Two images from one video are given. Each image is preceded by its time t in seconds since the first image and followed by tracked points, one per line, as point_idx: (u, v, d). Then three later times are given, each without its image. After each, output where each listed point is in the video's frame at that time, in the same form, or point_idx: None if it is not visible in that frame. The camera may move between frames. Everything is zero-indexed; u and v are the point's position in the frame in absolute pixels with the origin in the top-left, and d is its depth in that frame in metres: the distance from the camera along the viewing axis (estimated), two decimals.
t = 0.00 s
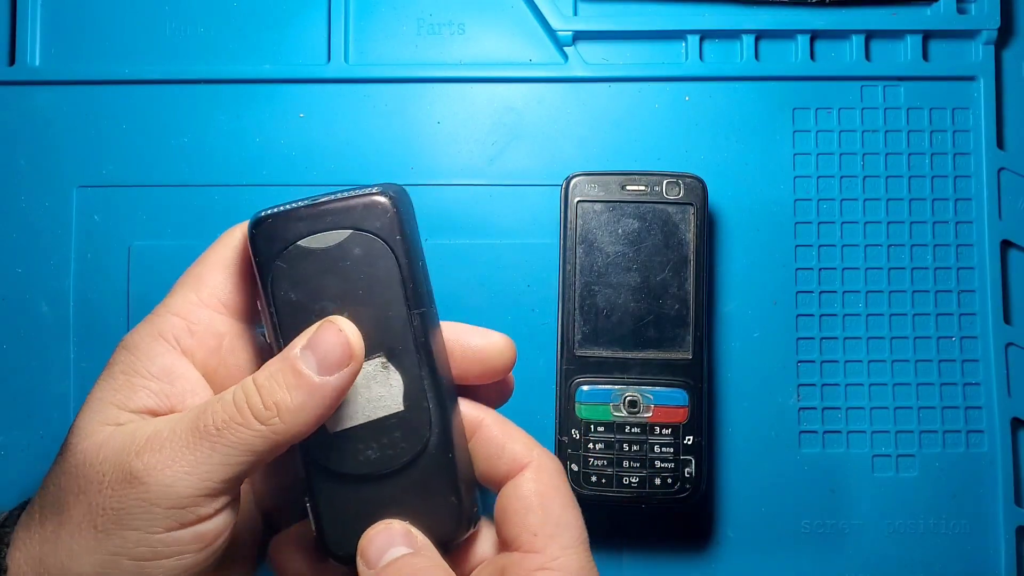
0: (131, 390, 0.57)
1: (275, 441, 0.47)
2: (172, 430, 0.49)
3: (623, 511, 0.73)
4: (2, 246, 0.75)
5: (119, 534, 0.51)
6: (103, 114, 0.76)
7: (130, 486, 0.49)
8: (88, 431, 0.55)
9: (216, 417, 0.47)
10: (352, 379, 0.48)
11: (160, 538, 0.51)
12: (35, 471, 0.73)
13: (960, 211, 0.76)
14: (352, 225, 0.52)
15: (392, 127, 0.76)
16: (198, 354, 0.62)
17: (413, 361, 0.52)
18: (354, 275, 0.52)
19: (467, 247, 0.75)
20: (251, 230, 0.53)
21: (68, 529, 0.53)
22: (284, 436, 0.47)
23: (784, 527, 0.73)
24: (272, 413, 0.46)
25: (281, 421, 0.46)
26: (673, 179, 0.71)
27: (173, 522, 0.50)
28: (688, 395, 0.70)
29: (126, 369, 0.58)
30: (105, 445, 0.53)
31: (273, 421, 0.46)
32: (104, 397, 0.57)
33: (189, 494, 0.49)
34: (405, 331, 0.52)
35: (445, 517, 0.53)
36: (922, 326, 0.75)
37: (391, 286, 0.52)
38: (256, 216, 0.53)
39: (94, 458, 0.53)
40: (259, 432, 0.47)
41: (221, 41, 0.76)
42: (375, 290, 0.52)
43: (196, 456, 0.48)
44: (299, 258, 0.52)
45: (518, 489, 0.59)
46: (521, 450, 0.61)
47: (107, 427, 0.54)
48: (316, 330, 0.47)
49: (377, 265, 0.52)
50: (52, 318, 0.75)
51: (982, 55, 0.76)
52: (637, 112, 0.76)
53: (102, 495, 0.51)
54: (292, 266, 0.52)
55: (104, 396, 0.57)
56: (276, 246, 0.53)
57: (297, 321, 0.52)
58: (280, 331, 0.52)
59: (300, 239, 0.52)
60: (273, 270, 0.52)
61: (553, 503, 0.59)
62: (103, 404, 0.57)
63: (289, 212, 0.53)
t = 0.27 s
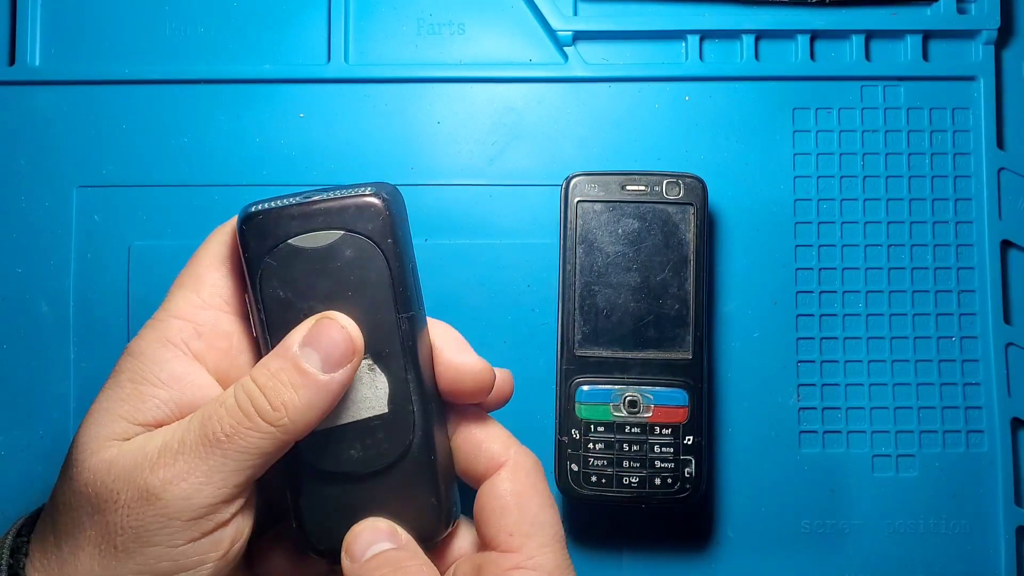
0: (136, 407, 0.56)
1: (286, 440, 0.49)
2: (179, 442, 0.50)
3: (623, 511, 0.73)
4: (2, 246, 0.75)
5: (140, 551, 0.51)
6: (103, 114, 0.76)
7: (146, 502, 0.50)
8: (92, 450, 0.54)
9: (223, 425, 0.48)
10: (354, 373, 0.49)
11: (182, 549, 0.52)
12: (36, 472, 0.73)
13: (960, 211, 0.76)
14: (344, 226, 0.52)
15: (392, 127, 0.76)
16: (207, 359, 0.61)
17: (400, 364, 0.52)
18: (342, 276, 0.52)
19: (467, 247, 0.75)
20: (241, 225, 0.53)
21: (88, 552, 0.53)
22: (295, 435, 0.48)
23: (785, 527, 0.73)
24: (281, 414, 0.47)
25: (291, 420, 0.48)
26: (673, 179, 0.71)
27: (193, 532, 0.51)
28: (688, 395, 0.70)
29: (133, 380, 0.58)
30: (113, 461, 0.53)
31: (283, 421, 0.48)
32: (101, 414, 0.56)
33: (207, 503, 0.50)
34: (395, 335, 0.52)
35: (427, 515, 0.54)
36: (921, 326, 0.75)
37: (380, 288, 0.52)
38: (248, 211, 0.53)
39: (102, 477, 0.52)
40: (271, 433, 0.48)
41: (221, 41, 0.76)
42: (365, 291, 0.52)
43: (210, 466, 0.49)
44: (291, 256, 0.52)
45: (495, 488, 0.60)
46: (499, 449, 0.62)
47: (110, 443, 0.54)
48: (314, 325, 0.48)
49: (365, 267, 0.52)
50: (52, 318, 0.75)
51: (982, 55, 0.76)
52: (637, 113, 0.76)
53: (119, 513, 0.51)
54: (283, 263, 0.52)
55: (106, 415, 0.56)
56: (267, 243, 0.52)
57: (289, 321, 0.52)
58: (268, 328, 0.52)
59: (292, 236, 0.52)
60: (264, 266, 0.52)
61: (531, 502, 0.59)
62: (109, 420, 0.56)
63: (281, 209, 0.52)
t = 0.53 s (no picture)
0: (156, 419, 0.56)
1: (309, 462, 0.49)
2: (200, 459, 0.50)
3: (623, 511, 0.73)
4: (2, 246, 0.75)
5: (161, 567, 0.52)
6: (103, 114, 0.76)
7: (168, 519, 0.50)
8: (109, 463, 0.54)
9: (246, 445, 0.48)
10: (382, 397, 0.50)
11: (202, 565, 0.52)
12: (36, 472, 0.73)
13: (960, 211, 0.76)
14: (359, 232, 0.51)
15: (392, 127, 0.76)
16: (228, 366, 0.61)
17: (421, 384, 0.52)
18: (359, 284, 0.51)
19: (468, 247, 0.75)
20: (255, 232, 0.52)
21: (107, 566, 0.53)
22: (319, 455, 0.49)
23: (785, 527, 0.73)
24: (308, 437, 0.47)
25: (316, 442, 0.48)
26: (673, 179, 0.71)
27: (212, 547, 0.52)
28: (687, 395, 0.70)
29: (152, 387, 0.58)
30: (132, 476, 0.52)
31: (307, 443, 0.48)
32: (117, 425, 0.55)
33: (227, 520, 0.50)
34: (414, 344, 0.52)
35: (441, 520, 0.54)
36: (921, 326, 0.75)
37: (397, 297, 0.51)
38: (261, 217, 0.52)
39: (120, 492, 0.52)
40: (296, 455, 0.48)
41: (221, 41, 0.76)
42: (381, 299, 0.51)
43: (231, 485, 0.49)
44: (304, 263, 0.51)
45: (507, 488, 0.60)
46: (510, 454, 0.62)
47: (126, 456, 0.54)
48: (344, 353, 0.48)
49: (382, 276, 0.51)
50: (51, 318, 0.75)
51: (982, 55, 0.76)
52: (638, 112, 0.75)
53: (139, 530, 0.51)
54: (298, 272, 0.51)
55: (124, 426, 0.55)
56: (281, 250, 0.51)
57: (308, 338, 0.51)
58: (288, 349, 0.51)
59: (306, 245, 0.51)
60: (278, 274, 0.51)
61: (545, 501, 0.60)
62: (126, 431, 0.55)
63: (295, 215, 0.51)
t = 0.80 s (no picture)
0: (137, 412, 0.56)
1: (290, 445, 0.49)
2: (180, 443, 0.50)
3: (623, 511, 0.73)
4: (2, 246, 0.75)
5: (146, 553, 0.52)
6: (103, 114, 0.76)
7: (151, 504, 0.50)
8: (93, 454, 0.55)
9: (224, 425, 0.48)
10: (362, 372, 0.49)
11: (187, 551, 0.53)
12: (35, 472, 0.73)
13: (960, 211, 0.76)
14: (324, 209, 0.51)
15: (392, 126, 0.76)
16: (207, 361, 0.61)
17: (407, 352, 0.52)
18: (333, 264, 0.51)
19: (467, 247, 0.75)
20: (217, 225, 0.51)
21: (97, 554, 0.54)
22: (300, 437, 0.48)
23: (784, 527, 0.73)
24: (286, 419, 0.47)
25: (294, 422, 0.47)
26: (673, 179, 0.71)
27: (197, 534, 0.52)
28: (687, 395, 0.70)
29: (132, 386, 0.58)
30: (113, 464, 0.53)
31: (282, 424, 0.47)
32: (103, 416, 0.56)
33: (212, 504, 0.50)
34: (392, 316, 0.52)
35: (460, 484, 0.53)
36: (921, 326, 0.75)
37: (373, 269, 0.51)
38: (220, 208, 0.51)
39: (103, 481, 0.53)
40: (275, 435, 0.48)
41: (221, 41, 0.76)
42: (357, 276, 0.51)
43: (212, 468, 0.49)
44: (273, 248, 0.51)
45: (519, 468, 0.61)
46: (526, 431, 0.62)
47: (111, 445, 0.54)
48: (322, 332, 0.48)
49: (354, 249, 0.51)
50: (51, 318, 0.75)
51: (982, 55, 0.76)
52: (638, 112, 0.76)
53: (122, 516, 0.52)
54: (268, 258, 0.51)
55: (105, 421, 0.56)
56: (249, 239, 0.51)
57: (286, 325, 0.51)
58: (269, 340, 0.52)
59: (272, 229, 0.51)
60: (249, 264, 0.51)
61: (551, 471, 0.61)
62: (109, 425, 0.56)
63: (255, 201, 0.51)
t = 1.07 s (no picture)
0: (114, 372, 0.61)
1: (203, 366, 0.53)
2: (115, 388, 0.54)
3: (624, 511, 0.73)
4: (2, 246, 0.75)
5: (76, 504, 0.53)
6: (103, 114, 0.76)
7: (80, 448, 0.53)
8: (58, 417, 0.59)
9: (140, 360, 0.53)
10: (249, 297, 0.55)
11: (115, 499, 0.53)
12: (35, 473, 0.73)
13: (960, 211, 0.76)
14: (331, 185, 0.59)
15: (392, 126, 0.76)
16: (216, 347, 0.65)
17: (409, 321, 0.58)
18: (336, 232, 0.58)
19: (467, 248, 0.75)
20: (229, 197, 0.58)
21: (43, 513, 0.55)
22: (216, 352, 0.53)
23: (784, 527, 0.73)
24: (185, 343, 0.52)
25: (189, 345, 0.52)
26: (673, 179, 0.71)
27: (125, 479, 0.53)
28: (688, 395, 0.70)
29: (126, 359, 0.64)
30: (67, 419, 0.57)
31: (195, 345, 0.52)
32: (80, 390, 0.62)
33: (138, 443, 0.52)
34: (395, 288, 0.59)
35: (459, 465, 0.59)
36: (921, 326, 0.75)
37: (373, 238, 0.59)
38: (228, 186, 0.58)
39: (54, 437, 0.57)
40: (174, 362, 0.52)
41: (221, 41, 0.76)
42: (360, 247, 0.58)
43: (140, 403, 0.52)
44: (281, 219, 0.58)
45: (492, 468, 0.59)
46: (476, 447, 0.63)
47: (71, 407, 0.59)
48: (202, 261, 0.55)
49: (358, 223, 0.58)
50: (51, 318, 0.75)
51: (982, 55, 0.76)
52: (638, 112, 0.75)
53: (61, 464, 0.54)
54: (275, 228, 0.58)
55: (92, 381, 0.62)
56: (258, 210, 0.58)
57: (290, 291, 0.57)
58: (275, 312, 0.57)
59: (280, 201, 0.58)
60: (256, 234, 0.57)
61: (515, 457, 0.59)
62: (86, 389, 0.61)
63: (265, 178, 0.58)
